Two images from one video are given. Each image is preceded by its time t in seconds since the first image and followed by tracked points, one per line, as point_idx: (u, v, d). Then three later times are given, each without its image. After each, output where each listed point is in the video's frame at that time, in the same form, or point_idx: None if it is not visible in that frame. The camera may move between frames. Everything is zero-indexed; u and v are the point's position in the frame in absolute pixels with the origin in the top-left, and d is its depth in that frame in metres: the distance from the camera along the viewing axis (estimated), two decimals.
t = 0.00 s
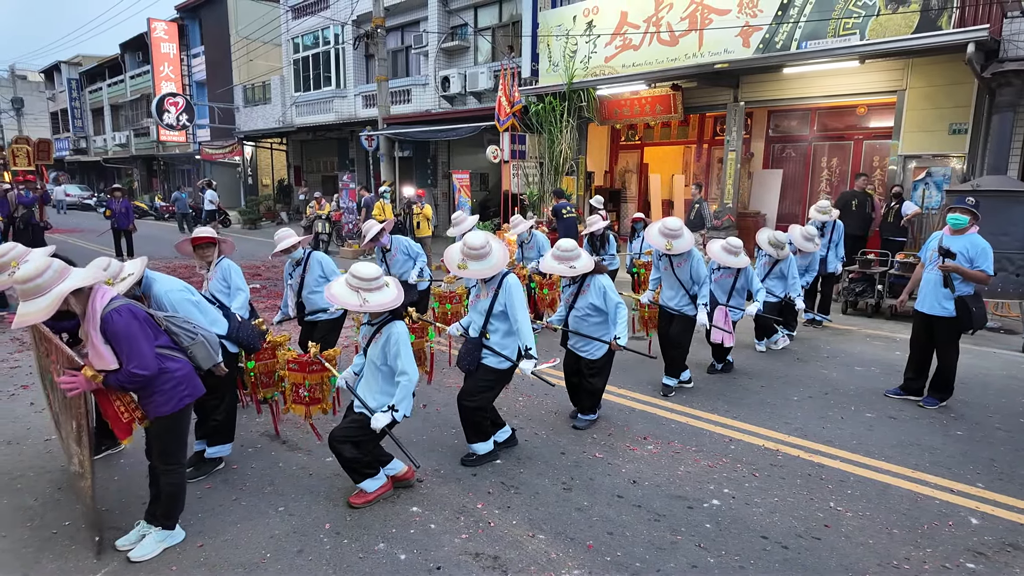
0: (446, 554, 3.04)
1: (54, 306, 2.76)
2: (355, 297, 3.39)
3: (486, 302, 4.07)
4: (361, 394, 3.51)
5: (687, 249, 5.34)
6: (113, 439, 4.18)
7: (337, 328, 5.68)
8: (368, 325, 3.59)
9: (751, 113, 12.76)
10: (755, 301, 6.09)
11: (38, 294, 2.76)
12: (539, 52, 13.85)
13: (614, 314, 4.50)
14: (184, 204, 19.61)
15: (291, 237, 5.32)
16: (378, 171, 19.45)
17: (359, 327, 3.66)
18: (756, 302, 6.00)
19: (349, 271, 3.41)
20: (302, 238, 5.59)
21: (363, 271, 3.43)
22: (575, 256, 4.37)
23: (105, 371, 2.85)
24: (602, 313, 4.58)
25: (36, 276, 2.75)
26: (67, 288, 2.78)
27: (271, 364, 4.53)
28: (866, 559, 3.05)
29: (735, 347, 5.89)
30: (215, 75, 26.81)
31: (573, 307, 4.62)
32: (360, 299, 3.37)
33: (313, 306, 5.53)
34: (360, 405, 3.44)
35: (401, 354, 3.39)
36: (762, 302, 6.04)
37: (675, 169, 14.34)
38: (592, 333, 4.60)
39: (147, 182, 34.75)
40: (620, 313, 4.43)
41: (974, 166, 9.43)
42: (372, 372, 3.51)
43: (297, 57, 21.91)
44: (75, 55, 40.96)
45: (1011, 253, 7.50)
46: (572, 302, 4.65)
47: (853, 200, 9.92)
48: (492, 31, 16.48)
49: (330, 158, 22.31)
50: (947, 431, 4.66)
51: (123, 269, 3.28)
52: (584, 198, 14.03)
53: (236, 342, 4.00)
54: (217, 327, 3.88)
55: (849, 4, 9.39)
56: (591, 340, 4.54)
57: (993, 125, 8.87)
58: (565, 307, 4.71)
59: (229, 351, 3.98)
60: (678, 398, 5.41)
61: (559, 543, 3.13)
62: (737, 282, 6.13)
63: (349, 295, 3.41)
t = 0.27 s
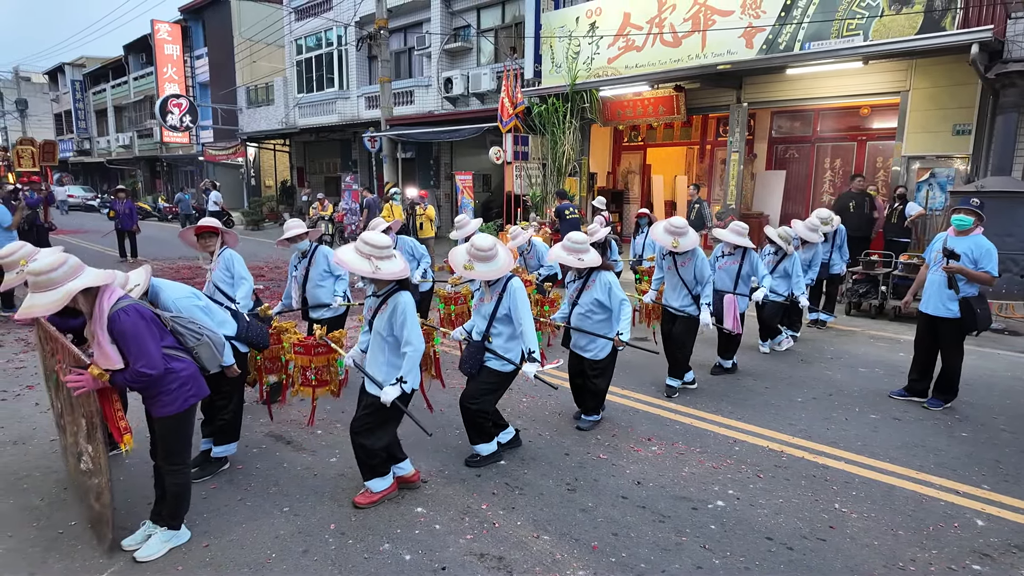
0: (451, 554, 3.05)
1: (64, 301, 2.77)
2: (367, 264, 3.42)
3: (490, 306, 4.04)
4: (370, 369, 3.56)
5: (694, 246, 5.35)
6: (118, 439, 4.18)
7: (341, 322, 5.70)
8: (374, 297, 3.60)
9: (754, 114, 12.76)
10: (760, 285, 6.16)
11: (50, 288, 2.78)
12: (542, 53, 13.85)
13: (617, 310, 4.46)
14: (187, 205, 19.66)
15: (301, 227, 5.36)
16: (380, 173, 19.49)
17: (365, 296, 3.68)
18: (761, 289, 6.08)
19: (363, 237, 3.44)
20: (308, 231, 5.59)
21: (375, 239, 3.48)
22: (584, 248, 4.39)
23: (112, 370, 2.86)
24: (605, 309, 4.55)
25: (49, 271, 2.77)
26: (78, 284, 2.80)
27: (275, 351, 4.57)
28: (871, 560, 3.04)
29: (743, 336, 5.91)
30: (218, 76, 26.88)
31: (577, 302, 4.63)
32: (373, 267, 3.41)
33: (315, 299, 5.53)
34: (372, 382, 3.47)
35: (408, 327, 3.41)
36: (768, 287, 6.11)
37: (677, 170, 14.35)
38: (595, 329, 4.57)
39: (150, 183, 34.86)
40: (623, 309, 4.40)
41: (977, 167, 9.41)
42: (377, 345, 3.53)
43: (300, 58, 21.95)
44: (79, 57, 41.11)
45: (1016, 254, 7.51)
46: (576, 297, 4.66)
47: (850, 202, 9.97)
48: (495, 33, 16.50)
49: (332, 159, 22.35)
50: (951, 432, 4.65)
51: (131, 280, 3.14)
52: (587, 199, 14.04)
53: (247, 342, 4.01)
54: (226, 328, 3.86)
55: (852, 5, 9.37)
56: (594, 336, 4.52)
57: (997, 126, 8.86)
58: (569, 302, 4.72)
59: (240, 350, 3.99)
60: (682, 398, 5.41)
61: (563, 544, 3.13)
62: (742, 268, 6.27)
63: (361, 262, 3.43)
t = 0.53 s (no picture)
0: (456, 555, 3.04)
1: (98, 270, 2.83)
2: (384, 239, 3.47)
3: (492, 289, 4.07)
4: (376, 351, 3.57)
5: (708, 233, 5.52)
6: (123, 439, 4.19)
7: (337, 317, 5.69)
8: (380, 276, 3.62)
9: (758, 115, 12.75)
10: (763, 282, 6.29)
11: (89, 254, 2.85)
12: (545, 54, 13.85)
13: (621, 307, 4.44)
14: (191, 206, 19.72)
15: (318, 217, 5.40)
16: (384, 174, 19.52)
17: (370, 276, 3.70)
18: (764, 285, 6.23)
19: (377, 211, 3.48)
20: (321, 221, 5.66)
21: (391, 215, 3.54)
22: (607, 234, 4.42)
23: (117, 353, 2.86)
24: (609, 305, 4.55)
25: (95, 239, 2.87)
26: (116, 259, 2.86)
27: (281, 338, 4.88)
28: (877, 562, 3.03)
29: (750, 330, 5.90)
30: (222, 77, 26.96)
31: (582, 294, 4.63)
32: (389, 241, 3.46)
33: (316, 291, 5.57)
34: (380, 364, 3.49)
35: (412, 305, 3.41)
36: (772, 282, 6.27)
37: (681, 171, 14.34)
38: (598, 325, 4.54)
39: (154, 184, 34.96)
40: (626, 306, 4.37)
41: (982, 168, 9.38)
42: (381, 324, 3.55)
43: (304, 59, 22.00)
44: (84, 59, 41.29)
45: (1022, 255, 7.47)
46: (581, 289, 4.67)
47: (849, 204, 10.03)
48: (498, 34, 16.51)
49: (336, 161, 22.39)
50: (957, 434, 4.63)
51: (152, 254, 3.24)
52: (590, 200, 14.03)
53: (246, 344, 3.98)
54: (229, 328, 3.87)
55: (856, 5, 9.36)
56: (594, 331, 4.46)
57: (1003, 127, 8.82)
58: (575, 296, 4.73)
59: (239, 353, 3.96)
60: (686, 400, 5.40)
61: (568, 545, 3.13)
62: (744, 265, 6.38)
63: (377, 233, 3.48)
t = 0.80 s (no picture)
0: (459, 556, 3.05)
1: (138, 255, 2.96)
2: (393, 238, 3.48)
3: (493, 281, 4.14)
4: (379, 351, 3.57)
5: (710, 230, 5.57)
6: (126, 439, 4.19)
7: (337, 319, 5.68)
8: (384, 277, 3.63)
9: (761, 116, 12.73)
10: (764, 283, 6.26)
11: (138, 240, 3.01)
12: (548, 55, 13.85)
13: (622, 311, 4.46)
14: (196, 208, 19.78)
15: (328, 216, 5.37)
16: (387, 175, 19.55)
17: (375, 277, 3.70)
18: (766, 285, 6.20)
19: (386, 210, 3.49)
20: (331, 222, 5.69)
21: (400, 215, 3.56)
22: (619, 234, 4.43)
23: (128, 337, 2.88)
24: (611, 307, 4.54)
25: (147, 229, 3.04)
26: (159, 251, 3.01)
27: (285, 340, 4.86)
28: (881, 564, 3.02)
29: (747, 335, 5.95)
30: (226, 79, 27.01)
31: (584, 294, 4.61)
32: (399, 241, 3.48)
33: (318, 291, 5.57)
34: (382, 365, 3.50)
35: (414, 303, 3.41)
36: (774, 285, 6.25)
37: (684, 172, 14.34)
38: (598, 327, 4.52)
39: (159, 186, 35.08)
40: (627, 310, 4.40)
41: (987, 169, 9.35)
42: (385, 325, 3.55)
43: (307, 61, 22.06)
44: (89, 61, 41.51)
45: None
46: (585, 289, 4.65)
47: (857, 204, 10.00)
48: (501, 35, 16.52)
49: (340, 162, 22.44)
50: (962, 436, 4.61)
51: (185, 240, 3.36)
52: (593, 201, 14.03)
53: (236, 351, 4.05)
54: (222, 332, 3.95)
55: (860, 6, 9.34)
56: (593, 332, 4.45)
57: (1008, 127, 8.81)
58: (577, 295, 4.72)
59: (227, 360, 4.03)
60: (690, 401, 5.39)
61: (572, 547, 3.12)
62: (746, 266, 6.38)
63: (386, 232, 3.49)
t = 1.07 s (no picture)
0: (463, 558, 3.04)
1: (157, 256, 2.99)
2: (399, 238, 3.49)
3: (497, 281, 4.15)
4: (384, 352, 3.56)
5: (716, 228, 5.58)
6: (127, 439, 4.20)
7: (341, 320, 5.69)
8: (389, 278, 3.63)
9: (766, 118, 12.72)
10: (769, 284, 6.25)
11: (156, 241, 3.04)
12: (552, 57, 13.86)
13: (622, 310, 4.46)
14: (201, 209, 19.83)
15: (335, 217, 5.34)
16: (391, 177, 19.58)
17: (379, 279, 3.69)
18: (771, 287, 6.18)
19: (392, 211, 3.49)
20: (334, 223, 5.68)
21: (405, 217, 3.57)
22: (620, 235, 4.46)
23: (146, 339, 2.88)
24: (613, 307, 4.53)
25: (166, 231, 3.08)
26: (176, 253, 3.05)
27: (287, 343, 4.87)
28: (888, 567, 3.01)
29: (749, 336, 5.90)
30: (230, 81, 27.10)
31: (585, 295, 4.61)
32: (405, 241, 3.49)
33: (321, 292, 5.59)
34: (387, 366, 3.49)
35: (418, 304, 3.42)
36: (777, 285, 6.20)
37: (688, 174, 14.33)
38: (599, 327, 4.51)
39: (164, 188, 35.21)
40: (627, 310, 4.40)
41: (993, 171, 9.30)
42: (389, 326, 3.54)
43: (312, 64, 22.12)
44: (94, 63, 41.71)
45: None
46: (586, 289, 4.65)
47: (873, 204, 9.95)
48: (505, 38, 16.54)
49: (344, 164, 22.49)
50: (969, 439, 4.59)
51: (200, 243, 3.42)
52: (597, 203, 14.03)
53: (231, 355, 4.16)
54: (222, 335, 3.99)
55: (865, 8, 9.33)
56: (594, 332, 4.45)
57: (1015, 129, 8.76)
58: (578, 296, 4.71)
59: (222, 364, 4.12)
60: (694, 404, 5.38)
61: (576, 549, 3.12)
62: (750, 266, 6.33)
63: (391, 233, 3.49)
